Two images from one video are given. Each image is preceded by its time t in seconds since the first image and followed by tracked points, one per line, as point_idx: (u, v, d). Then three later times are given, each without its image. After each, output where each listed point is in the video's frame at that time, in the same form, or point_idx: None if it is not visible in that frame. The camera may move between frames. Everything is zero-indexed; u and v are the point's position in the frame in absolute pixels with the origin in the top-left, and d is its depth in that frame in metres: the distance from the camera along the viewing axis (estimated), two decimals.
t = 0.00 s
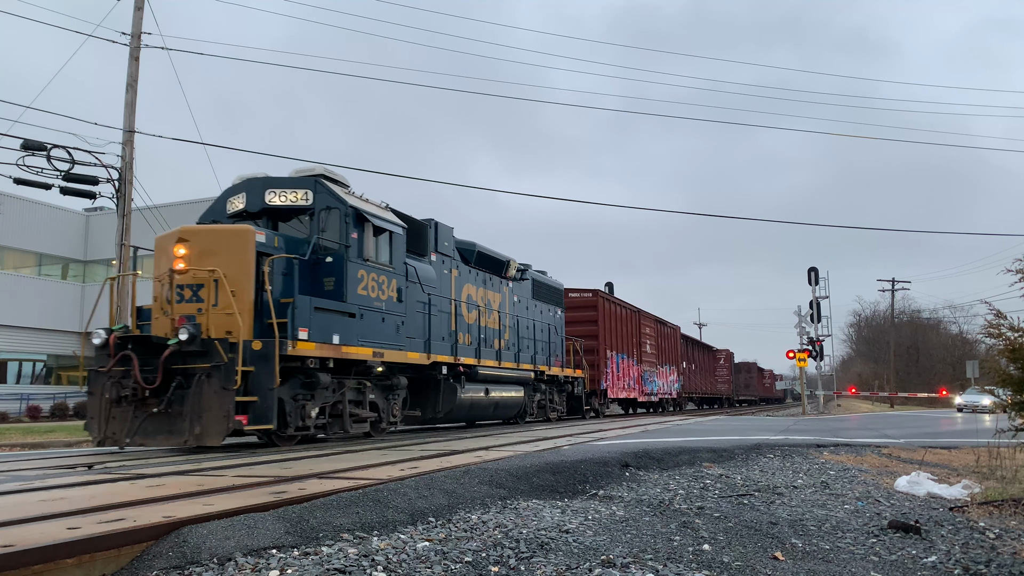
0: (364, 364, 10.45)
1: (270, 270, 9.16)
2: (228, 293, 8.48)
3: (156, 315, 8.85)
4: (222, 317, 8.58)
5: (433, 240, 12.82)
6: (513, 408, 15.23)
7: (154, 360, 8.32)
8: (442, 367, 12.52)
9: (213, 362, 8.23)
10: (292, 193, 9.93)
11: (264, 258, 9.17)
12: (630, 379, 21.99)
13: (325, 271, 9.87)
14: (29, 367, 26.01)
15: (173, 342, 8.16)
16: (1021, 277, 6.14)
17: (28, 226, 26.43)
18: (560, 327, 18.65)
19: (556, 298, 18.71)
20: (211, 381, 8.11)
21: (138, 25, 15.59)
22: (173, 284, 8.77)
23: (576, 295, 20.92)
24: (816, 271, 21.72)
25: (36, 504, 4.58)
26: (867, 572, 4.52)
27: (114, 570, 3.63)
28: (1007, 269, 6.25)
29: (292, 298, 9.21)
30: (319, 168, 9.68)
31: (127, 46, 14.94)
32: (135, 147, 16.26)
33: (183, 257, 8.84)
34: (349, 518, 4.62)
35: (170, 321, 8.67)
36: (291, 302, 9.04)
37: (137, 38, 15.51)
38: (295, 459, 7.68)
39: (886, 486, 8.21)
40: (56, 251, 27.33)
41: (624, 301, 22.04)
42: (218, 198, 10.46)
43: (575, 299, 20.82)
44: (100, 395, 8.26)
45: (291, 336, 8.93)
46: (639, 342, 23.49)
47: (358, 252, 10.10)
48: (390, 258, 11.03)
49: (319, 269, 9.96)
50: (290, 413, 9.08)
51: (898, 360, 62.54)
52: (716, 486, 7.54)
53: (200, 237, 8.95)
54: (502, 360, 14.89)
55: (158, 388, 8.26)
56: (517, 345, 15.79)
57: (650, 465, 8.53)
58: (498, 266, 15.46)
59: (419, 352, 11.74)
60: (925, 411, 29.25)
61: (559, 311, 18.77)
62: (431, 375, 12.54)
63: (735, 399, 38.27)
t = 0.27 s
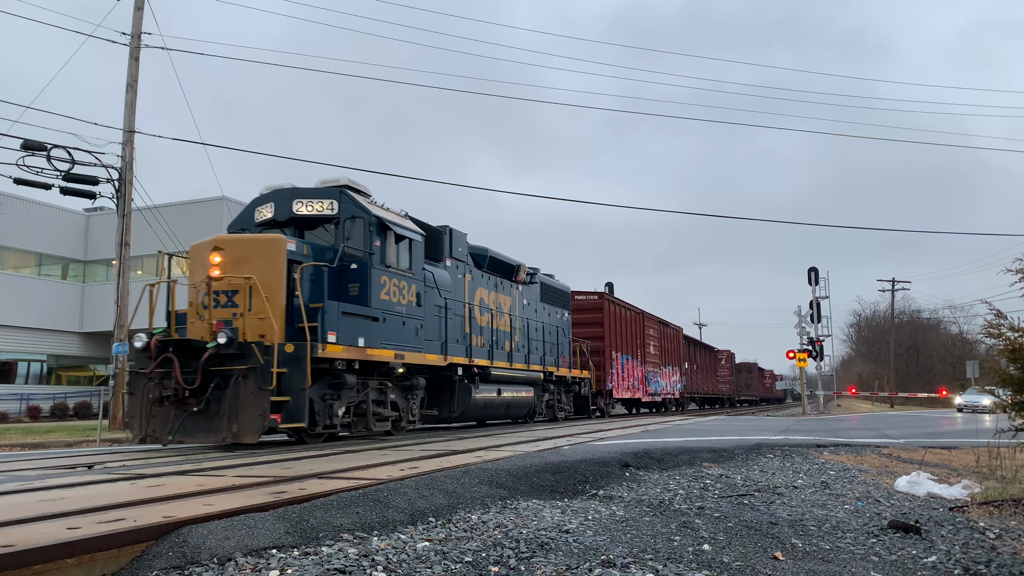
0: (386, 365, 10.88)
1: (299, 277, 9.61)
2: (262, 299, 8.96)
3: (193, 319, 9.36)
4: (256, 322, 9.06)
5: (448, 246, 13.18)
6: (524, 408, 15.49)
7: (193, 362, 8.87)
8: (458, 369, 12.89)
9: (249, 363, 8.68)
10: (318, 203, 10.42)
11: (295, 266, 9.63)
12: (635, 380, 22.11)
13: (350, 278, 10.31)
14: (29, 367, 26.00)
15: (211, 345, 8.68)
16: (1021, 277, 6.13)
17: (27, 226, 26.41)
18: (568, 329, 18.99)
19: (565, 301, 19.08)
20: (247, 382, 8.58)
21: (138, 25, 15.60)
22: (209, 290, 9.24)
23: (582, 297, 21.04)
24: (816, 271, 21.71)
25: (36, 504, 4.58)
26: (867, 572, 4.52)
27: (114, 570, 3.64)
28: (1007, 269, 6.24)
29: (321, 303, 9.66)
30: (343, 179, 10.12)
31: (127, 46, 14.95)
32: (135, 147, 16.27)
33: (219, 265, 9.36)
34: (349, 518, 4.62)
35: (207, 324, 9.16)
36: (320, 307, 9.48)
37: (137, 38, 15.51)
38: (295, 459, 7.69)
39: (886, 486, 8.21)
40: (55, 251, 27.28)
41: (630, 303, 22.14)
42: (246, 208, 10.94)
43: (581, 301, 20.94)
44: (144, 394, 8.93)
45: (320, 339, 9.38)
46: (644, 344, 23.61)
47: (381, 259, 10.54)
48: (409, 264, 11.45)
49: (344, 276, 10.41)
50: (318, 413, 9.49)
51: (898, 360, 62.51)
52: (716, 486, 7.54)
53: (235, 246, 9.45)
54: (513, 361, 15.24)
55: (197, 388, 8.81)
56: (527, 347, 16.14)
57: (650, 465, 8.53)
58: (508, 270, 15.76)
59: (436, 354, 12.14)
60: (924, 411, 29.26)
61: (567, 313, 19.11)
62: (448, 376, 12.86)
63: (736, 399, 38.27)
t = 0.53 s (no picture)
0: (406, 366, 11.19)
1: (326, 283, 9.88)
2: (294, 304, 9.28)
3: (224, 322, 9.70)
4: (287, 325, 9.37)
5: (461, 252, 13.42)
6: (533, 407, 15.75)
7: (228, 363, 9.15)
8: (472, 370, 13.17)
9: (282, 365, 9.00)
10: (341, 212, 10.53)
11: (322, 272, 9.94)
12: (639, 380, 22.21)
13: (373, 283, 10.58)
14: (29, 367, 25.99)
15: (246, 347, 8.99)
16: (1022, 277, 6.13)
17: (27, 227, 26.41)
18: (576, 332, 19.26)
19: (573, 304, 19.33)
20: (280, 383, 8.88)
21: (138, 25, 15.60)
22: (242, 295, 9.51)
23: (588, 299, 21.13)
24: (816, 271, 21.70)
25: (36, 504, 4.58)
26: (866, 572, 4.52)
27: (114, 570, 3.63)
28: (1008, 269, 6.23)
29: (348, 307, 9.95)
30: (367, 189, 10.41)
31: (127, 46, 14.96)
32: (135, 147, 16.28)
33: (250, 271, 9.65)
34: (349, 518, 4.62)
35: (238, 328, 9.48)
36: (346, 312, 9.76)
37: (137, 38, 15.52)
38: (295, 459, 7.69)
39: (886, 486, 8.21)
40: (55, 251, 27.26)
41: (635, 305, 22.23)
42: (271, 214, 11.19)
43: (587, 303, 21.03)
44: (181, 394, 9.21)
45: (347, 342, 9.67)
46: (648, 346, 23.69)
47: (402, 265, 10.84)
48: (427, 269, 11.74)
49: (367, 281, 10.66)
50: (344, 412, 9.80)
51: (898, 360, 62.48)
52: (716, 486, 7.54)
53: (266, 253, 9.70)
54: (524, 362, 15.50)
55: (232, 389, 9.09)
56: (537, 349, 16.40)
57: (650, 465, 8.53)
58: (518, 274, 15.98)
59: (452, 356, 12.43)
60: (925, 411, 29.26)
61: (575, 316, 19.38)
62: (463, 377, 13.19)
63: (736, 400, 38.26)
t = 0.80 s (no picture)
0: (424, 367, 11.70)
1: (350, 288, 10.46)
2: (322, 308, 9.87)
3: (253, 326, 10.25)
4: (315, 329, 9.95)
5: (474, 257, 13.85)
6: (543, 408, 16.03)
7: (260, 365, 9.71)
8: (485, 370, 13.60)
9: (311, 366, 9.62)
10: (363, 221, 11.18)
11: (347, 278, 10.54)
12: (644, 381, 22.27)
13: (393, 288, 11.17)
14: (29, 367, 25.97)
15: (277, 349, 9.59)
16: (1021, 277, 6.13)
17: (27, 227, 26.42)
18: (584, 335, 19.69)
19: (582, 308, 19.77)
20: (310, 383, 9.49)
21: (138, 25, 15.61)
22: (272, 300, 10.08)
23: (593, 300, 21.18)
24: (816, 271, 21.69)
25: (36, 504, 4.58)
26: (866, 572, 4.52)
27: (114, 570, 3.63)
28: (1008, 269, 6.23)
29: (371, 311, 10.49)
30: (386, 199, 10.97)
31: (127, 46, 14.97)
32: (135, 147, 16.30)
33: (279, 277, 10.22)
34: (349, 518, 4.62)
35: (268, 331, 10.04)
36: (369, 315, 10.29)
37: (137, 39, 15.53)
38: (295, 459, 7.69)
39: (886, 486, 8.20)
40: (55, 251, 27.24)
41: (639, 307, 22.28)
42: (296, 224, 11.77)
43: (592, 304, 21.08)
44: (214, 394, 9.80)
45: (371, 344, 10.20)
46: (652, 347, 23.73)
47: (421, 271, 11.42)
48: (443, 274, 12.26)
49: (388, 286, 11.27)
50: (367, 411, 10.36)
51: (898, 360, 62.44)
52: (716, 486, 7.54)
53: (295, 260, 10.26)
54: (534, 363, 15.87)
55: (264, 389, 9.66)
56: (547, 350, 16.84)
57: (650, 465, 8.53)
58: (527, 278, 16.38)
59: (467, 357, 12.91)
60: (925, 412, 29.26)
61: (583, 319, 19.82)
62: (477, 377, 13.64)
63: (737, 400, 38.23)
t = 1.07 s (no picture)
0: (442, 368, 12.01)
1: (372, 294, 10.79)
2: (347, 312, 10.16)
3: (280, 330, 10.58)
4: (341, 332, 10.24)
5: (487, 261, 13.98)
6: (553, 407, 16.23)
7: (289, 366, 10.08)
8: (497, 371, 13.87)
9: (337, 367, 9.98)
10: (383, 229, 11.43)
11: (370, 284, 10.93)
12: (648, 381, 22.33)
13: (411, 292, 11.51)
14: (29, 367, 25.97)
15: (305, 352, 9.96)
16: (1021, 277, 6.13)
17: (28, 227, 26.42)
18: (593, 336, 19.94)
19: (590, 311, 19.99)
20: (336, 384, 9.84)
21: (138, 25, 15.61)
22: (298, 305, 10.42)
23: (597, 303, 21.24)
24: (816, 271, 21.69)
25: (35, 504, 4.58)
26: (867, 572, 4.52)
27: (114, 570, 3.63)
28: (1008, 270, 6.23)
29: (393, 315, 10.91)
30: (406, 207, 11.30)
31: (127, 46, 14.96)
32: (135, 147, 16.29)
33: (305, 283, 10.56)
34: (349, 518, 4.62)
35: (295, 335, 10.36)
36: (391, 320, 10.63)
37: (137, 38, 15.53)
38: (294, 459, 7.70)
39: (886, 486, 8.21)
40: (55, 251, 27.24)
41: (643, 309, 22.35)
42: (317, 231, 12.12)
43: (596, 307, 21.14)
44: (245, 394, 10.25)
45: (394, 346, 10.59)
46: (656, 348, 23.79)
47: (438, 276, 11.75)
48: (459, 279, 12.57)
49: (407, 291, 11.61)
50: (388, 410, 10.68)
51: (898, 361, 62.44)
52: (716, 486, 7.54)
53: (320, 267, 10.60)
54: (544, 364, 16.04)
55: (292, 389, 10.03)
56: (558, 352, 17.11)
57: (650, 465, 8.53)
58: (537, 282, 16.60)
59: (481, 359, 13.19)
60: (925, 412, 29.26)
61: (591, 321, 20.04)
62: (489, 377, 13.89)
63: (737, 401, 38.23)
